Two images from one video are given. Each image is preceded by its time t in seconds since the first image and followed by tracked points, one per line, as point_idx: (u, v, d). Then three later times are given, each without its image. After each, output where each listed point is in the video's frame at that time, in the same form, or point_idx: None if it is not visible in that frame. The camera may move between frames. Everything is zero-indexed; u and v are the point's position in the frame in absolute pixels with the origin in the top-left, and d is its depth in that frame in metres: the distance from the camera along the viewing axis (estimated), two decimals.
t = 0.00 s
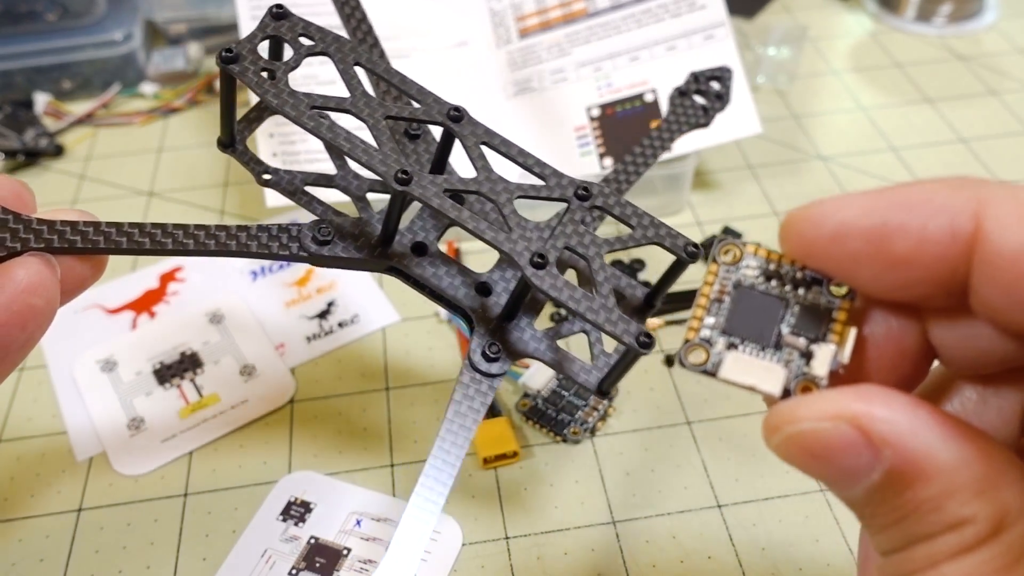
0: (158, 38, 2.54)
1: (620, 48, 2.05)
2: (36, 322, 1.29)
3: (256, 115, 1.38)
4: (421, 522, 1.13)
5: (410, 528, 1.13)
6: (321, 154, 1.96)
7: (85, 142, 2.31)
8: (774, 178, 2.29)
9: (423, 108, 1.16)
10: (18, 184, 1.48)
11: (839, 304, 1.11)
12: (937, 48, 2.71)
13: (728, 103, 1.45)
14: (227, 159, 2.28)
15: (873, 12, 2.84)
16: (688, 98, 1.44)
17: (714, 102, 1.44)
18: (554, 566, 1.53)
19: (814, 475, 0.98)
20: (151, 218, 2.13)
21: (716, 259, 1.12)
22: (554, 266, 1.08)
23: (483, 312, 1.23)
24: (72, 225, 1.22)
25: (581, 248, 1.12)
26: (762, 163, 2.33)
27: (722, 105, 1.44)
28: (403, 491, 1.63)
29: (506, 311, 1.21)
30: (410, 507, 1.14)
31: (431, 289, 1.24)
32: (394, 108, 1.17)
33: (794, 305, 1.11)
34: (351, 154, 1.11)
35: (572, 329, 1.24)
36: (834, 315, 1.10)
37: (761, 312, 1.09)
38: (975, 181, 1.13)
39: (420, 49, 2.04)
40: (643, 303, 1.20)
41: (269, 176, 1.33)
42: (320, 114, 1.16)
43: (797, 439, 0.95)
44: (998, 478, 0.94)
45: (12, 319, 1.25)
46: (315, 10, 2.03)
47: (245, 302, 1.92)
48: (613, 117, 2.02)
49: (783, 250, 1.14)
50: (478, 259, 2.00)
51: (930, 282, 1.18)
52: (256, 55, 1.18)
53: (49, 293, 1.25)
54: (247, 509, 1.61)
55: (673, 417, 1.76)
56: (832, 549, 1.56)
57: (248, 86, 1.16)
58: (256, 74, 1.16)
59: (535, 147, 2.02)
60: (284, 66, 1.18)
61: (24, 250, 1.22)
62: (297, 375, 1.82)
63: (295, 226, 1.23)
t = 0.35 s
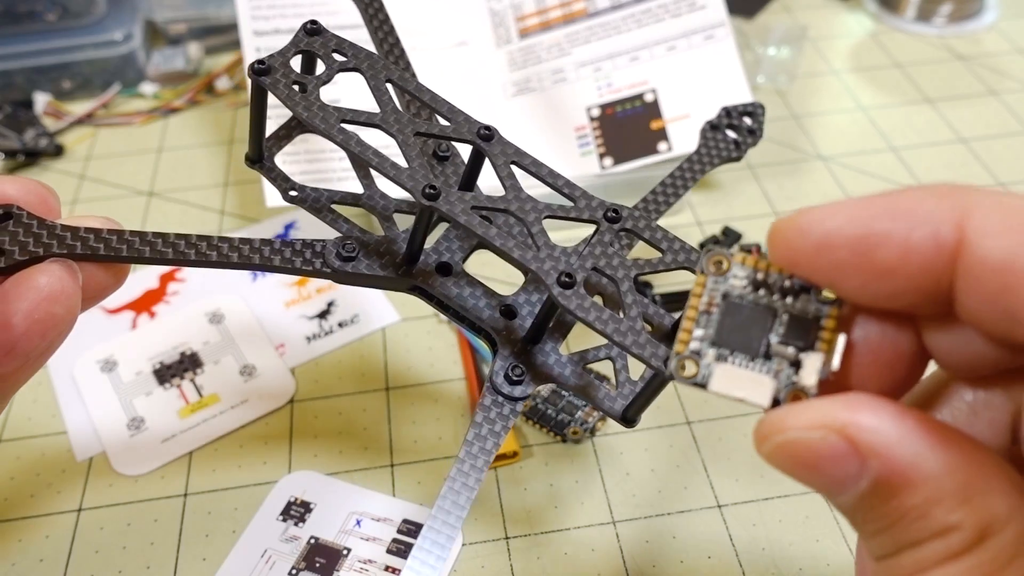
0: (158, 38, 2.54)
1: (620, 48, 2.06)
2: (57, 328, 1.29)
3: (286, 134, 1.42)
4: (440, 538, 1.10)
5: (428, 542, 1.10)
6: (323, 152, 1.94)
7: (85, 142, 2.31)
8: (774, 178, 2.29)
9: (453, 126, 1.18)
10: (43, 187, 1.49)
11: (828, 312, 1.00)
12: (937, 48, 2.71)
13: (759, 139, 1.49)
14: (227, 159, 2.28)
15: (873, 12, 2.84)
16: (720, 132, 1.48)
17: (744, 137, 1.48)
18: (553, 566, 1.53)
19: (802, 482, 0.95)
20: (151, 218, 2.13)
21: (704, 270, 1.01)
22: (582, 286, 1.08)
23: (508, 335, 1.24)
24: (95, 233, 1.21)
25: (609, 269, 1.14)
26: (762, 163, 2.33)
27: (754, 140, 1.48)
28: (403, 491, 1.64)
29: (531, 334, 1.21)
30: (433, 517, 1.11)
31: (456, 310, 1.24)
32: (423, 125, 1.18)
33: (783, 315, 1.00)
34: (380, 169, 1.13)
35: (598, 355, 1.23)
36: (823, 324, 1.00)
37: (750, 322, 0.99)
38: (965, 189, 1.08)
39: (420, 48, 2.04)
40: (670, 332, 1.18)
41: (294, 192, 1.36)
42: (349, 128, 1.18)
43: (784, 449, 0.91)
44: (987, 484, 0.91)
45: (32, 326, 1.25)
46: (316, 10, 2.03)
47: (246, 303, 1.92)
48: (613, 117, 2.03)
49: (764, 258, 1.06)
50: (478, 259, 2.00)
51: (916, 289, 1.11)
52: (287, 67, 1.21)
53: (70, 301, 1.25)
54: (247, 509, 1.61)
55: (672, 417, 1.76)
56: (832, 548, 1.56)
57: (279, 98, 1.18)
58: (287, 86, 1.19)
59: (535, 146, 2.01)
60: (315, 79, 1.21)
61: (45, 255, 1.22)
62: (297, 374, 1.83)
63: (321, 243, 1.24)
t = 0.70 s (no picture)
0: (158, 38, 2.54)
1: (620, 48, 2.06)
2: (65, 327, 1.30)
3: (293, 137, 1.42)
4: (442, 537, 1.10)
5: (430, 541, 1.09)
6: (325, 152, 1.94)
7: (85, 142, 2.31)
8: (774, 178, 2.29)
9: (457, 131, 1.19)
10: (53, 189, 1.49)
11: (790, 324, 1.04)
12: (937, 48, 2.71)
13: (760, 147, 1.51)
14: (227, 159, 2.28)
15: (873, 12, 2.84)
16: (720, 141, 1.50)
17: (745, 146, 1.50)
18: (553, 566, 1.53)
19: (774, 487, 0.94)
20: (152, 218, 2.13)
21: (669, 297, 1.06)
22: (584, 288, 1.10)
23: (510, 337, 1.24)
24: (102, 233, 1.22)
25: (611, 272, 1.16)
26: (762, 163, 2.33)
27: (754, 148, 1.50)
28: (403, 491, 1.64)
29: (534, 337, 1.21)
30: (435, 516, 1.11)
31: (458, 312, 1.25)
32: (428, 129, 1.19)
33: (747, 332, 1.04)
34: (386, 173, 1.14)
35: (600, 358, 1.24)
36: (787, 334, 1.04)
37: (719, 339, 1.03)
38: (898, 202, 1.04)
39: (421, 48, 2.04)
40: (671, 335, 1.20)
41: (300, 196, 1.37)
42: (355, 132, 1.19)
43: (757, 454, 0.91)
44: (947, 480, 0.91)
45: (39, 325, 1.26)
46: (315, 10, 2.03)
47: (246, 303, 1.91)
48: (612, 117, 2.03)
49: (732, 278, 1.06)
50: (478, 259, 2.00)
51: (863, 303, 1.08)
52: (294, 72, 1.22)
53: (77, 301, 1.26)
54: (247, 509, 1.61)
55: (672, 417, 1.76)
56: (832, 548, 1.56)
57: (287, 102, 1.19)
58: (294, 91, 1.20)
59: (535, 146, 2.01)
60: (322, 83, 1.21)
61: (53, 254, 1.23)
62: (297, 374, 1.82)
63: (325, 245, 1.24)
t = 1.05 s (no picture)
0: (158, 38, 2.54)
1: (620, 48, 2.06)
2: (62, 325, 1.30)
3: (291, 137, 1.39)
4: (438, 535, 1.10)
5: (427, 539, 1.10)
6: (325, 154, 1.94)
7: (85, 142, 2.31)
8: (774, 178, 2.29)
9: (453, 130, 1.19)
10: (52, 188, 1.49)
11: (800, 316, 1.03)
12: (937, 48, 2.71)
13: (757, 147, 1.51)
14: (227, 159, 2.28)
15: (873, 12, 2.84)
16: (718, 142, 1.50)
17: (743, 146, 1.50)
18: (554, 566, 1.53)
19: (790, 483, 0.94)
20: (152, 218, 2.13)
21: (676, 291, 1.05)
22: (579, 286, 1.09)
23: (506, 335, 1.23)
24: (99, 232, 1.23)
25: (607, 270, 1.14)
26: (762, 163, 2.33)
27: (752, 149, 1.50)
28: (403, 491, 1.64)
29: (530, 335, 1.21)
30: (431, 514, 1.12)
31: (454, 311, 1.25)
32: (424, 129, 1.19)
33: (757, 324, 1.03)
34: (382, 172, 1.14)
35: (596, 357, 1.23)
36: (799, 325, 1.03)
37: (729, 333, 1.02)
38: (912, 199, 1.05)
39: (420, 48, 2.04)
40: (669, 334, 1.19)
41: (298, 196, 1.37)
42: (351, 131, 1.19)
43: (774, 449, 0.91)
44: (968, 479, 0.91)
45: (37, 324, 1.26)
46: (315, 10, 2.03)
47: (245, 302, 1.92)
48: (612, 117, 2.03)
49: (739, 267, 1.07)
50: (478, 259, 2.00)
51: (874, 299, 1.09)
52: (291, 71, 1.22)
53: (76, 298, 1.26)
54: (247, 509, 1.61)
55: (672, 417, 1.76)
56: (832, 548, 1.56)
57: (283, 102, 1.20)
58: (291, 90, 1.21)
59: (535, 146, 2.01)
60: (319, 83, 1.22)
61: (50, 253, 1.23)
62: (297, 375, 1.82)
63: (322, 245, 1.24)
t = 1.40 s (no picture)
0: (158, 38, 2.54)
1: (620, 48, 2.06)
2: (56, 324, 1.29)
3: (286, 136, 1.39)
4: (432, 530, 1.10)
5: (420, 535, 1.10)
6: (325, 154, 1.94)
7: (85, 142, 2.31)
8: (774, 178, 2.29)
9: (446, 126, 1.19)
10: (46, 187, 1.49)
11: (789, 323, 1.04)
12: (937, 48, 2.71)
13: (754, 146, 1.51)
14: (227, 159, 2.28)
15: (873, 12, 2.84)
16: (714, 139, 1.49)
17: (739, 144, 1.50)
18: (553, 565, 1.53)
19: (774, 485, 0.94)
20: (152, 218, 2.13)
21: (670, 295, 1.06)
22: (572, 281, 1.09)
23: (501, 331, 1.23)
24: (93, 230, 1.24)
25: (601, 265, 1.13)
26: (762, 163, 2.33)
27: (748, 147, 1.50)
28: (403, 491, 1.63)
29: (524, 331, 1.20)
30: (425, 509, 1.12)
31: (448, 307, 1.24)
32: (417, 125, 1.20)
33: (747, 330, 1.04)
34: (375, 167, 1.15)
35: (592, 353, 1.22)
36: (787, 332, 1.03)
37: (718, 338, 1.03)
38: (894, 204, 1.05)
39: (420, 48, 2.04)
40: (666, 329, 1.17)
41: (292, 194, 1.36)
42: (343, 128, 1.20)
43: (757, 453, 0.91)
44: (948, 480, 0.92)
45: (31, 322, 1.26)
46: (315, 10, 2.03)
47: (245, 302, 1.92)
48: (612, 117, 2.03)
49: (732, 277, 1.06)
50: (478, 259, 2.00)
51: (861, 303, 1.08)
52: (284, 69, 1.23)
53: (70, 296, 1.26)
54: (247, 509, 1.61)
55: (672, 417, 1.76)
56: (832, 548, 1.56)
57: (276, 99, 1.20)
58: (284, 87, 1.21)
59: (535, 146, 2.01)
60: (312, 81, 1.23)
61: (45, 252, 1.24)
62: (297, 375, 1.82)
63: (316, 242, 1.25)
